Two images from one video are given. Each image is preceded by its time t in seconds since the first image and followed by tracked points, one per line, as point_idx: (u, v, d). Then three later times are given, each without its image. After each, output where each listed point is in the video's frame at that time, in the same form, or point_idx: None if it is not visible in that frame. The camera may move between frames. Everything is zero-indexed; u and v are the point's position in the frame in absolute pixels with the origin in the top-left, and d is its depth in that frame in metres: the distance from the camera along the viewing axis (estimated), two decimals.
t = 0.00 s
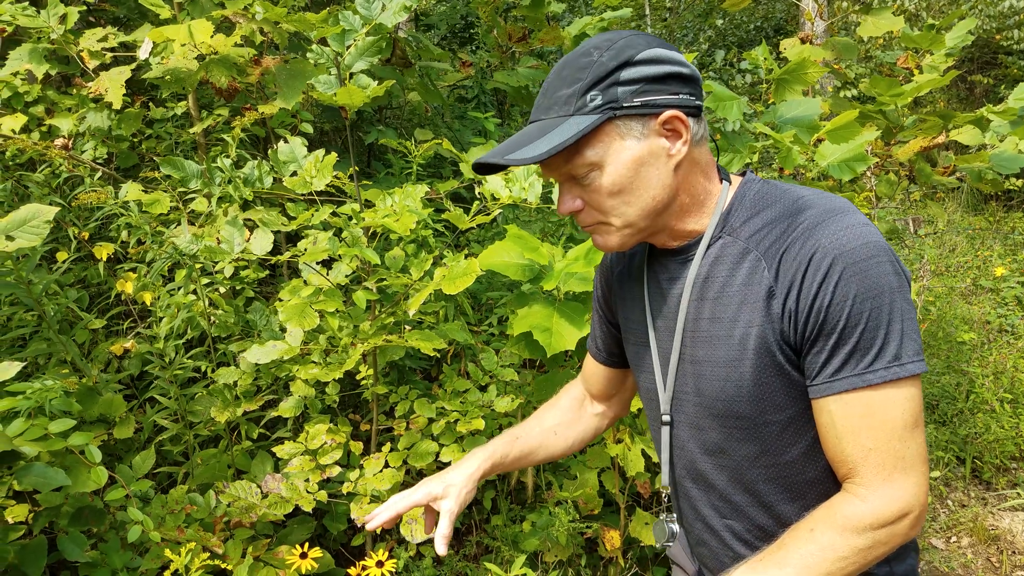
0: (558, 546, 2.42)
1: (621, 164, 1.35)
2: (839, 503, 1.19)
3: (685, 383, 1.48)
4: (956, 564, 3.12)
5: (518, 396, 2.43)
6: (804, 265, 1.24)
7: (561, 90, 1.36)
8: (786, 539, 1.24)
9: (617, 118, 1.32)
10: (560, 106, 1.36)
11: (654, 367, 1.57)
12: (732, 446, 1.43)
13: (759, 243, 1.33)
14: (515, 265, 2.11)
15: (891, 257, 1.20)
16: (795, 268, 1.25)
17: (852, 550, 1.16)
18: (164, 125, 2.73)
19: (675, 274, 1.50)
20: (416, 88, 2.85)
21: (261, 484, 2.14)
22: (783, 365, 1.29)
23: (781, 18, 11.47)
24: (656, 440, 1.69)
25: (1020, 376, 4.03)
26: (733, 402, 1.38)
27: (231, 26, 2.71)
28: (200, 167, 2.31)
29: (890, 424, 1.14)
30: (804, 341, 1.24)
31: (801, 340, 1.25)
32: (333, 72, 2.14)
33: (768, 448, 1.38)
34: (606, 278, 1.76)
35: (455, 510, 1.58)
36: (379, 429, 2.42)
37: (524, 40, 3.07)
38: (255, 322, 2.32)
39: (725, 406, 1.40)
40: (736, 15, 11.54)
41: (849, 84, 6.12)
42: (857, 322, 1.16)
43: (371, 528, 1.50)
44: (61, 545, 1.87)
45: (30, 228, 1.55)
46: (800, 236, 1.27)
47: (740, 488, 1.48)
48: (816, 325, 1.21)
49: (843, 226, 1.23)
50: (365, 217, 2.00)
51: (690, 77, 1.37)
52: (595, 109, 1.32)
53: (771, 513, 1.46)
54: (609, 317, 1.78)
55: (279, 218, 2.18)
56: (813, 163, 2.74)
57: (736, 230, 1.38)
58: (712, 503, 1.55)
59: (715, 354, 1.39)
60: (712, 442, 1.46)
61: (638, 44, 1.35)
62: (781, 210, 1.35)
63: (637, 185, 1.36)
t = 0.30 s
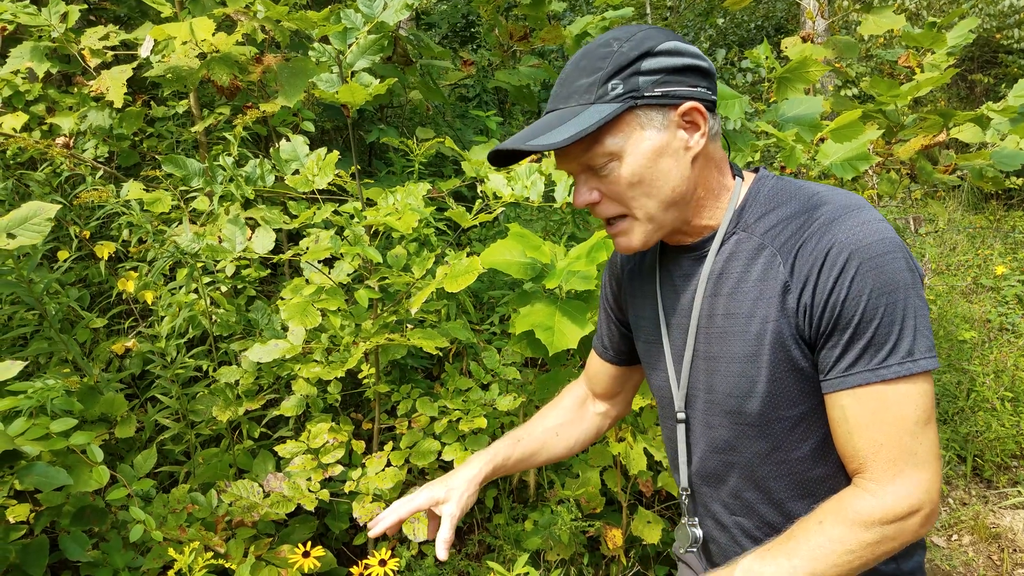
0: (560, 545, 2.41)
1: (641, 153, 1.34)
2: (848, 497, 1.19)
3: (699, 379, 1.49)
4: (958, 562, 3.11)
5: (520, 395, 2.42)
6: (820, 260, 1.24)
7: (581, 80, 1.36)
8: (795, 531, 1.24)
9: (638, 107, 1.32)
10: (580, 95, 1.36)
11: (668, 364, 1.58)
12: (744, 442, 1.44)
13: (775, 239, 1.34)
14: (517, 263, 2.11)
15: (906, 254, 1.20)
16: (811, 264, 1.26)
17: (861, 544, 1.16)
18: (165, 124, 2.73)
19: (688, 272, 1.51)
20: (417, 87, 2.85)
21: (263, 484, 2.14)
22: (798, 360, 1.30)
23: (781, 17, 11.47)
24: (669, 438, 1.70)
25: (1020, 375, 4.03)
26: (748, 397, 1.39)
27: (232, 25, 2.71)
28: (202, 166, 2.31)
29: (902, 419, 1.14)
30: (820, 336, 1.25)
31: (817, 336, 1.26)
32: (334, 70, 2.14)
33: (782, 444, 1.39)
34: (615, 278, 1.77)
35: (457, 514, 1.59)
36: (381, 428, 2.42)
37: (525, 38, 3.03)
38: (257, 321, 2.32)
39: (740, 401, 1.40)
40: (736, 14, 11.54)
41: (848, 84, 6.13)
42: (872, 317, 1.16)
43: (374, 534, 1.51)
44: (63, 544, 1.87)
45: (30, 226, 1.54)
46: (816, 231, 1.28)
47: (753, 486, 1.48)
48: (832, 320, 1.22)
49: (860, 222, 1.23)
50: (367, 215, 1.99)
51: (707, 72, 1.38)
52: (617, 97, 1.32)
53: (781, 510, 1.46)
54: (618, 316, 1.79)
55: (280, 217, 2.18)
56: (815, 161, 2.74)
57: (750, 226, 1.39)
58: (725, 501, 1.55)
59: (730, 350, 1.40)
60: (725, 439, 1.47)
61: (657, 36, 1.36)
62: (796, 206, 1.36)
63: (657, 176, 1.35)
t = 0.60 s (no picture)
0: (560, 544, 2.41)
1: (685, 129, 1.35)
2: (847, 488, 1.19)
3: (710, 374, 1.49)
4: (957, 561, 3.12)
5: (520, 394, 2.42)
6: (831, 253, 1.25)
7: (619, 56, 1.33)
8: (791, 518, 1.24)
9: (680, 83, 1.34)
10: (624, 69, 1.32)
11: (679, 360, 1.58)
12: (753, 438, 1.44)
13: (786, 233, 1.34)
14: (515, 263, 2.10)
15: (917, 248, 1.20)
16: (822, 257, 1.26)
17: (858, 534, 1.16)
18: (164, 123, 2.73)
19: (697, 268, 1.52)
20: (415, 86, 2.84)
21: (261, 484, 2.15)
22: (808, 354, 1.30)
23: (780, 16, 11.46)
24: (677, 435, 1.70)
25: (1019, 373, 4.03)
26: (758, 392, 1.39)
27: (230, 24, 2.71)
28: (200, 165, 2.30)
29: (906, 412, 1.14)
30: (830, 329, 1.25)
31: (827, 329, 1.26)
32: (332, 70, 2.13)
33: (791, 439, 1.39)
34: (621, 276, 1.78)
35: (452, 511, 1.56)
36: (380, 428, 2.42)
37: (524, 37, 3.05)
38: (255, 321, 2.32)
39: (750, 396, 1.41)
40: (735, 13, 11.53)
41: (847, 82, 6.13)
42: (881, 309, 1.16)
43: (367, 531, 1.50)
44: (61, 545, 1.86)
45: (27, 226, 1.54)
46: (828, 225, 1.28)
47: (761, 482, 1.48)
48: (844, 312, 1.22)
49: (872, 216, 1.24)
50: (365, 215, 1.99)
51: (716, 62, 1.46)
52: (662, 71, 1.32)
53: (789, 507, 1.46)
54: (624, 314, 1.80)
55: (279, 216, 2.18)
56: (814, 160, 2.75)
57: (762, 221, 1.39)
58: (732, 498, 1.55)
59: (741, 344, 1.40)
60: (734, 435, 1.47)
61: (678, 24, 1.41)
62: (808, 201, 1.36)
63: (699, 152, 1.36)
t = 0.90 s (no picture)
0: (557, 544, 2.41)
1: (705, 119, 1.36)
2: (860, 487, 1.19)
3: (718, 371, 1.49)
4: (954, 560, 3.12)
5: (517, 393, 2.41)
6: (842, 250, 1.25)
7: (645, 42, 1.34)
8: (804, 519, 1.24)
9: (703, 73, 1.35)
10: (651, 54, 1.33)
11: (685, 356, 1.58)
12: (760, 436, 1.44)
13: (796, 230, 1.34)
14: (511, 262, 2.10)
15: (928, 246, 1.21)
16: (833, 255, 1.27)
17: (872, 534, 1.16)
18: (160, 123, 2.72)
19: (704, 264, 1.52)
20: (412, 85, 2.84)
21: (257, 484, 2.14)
22: (818, 351, 1.31)
23: (778, 16, 11.47)
24: (681, 433, 1.70)
25: (1017, 373, 4.03)
26: (768, 389, 1.39)
27: (227, 23, 2.71)
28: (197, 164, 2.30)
29: (918, 410, 1.14)
30: (842, 327, 1.25)
31: (839, 326, 1.26)
32: (328, 68, 2.11)
33: (800, 437, 1.39)
34: (625, 273, 1.78)
35: (454, 507, 1.58)
36: (377, 428, 2.41)
37: (521, 36, 3.02)
38: (252, 321, 2.31)
39: (759, 393, 1.40)
40: (733, 12, 11.54)
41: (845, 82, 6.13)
42: (893, 307, 1.17)
43: (369, 528, 1.50)
44: (56, 545, 1.85)
45: (21, 226, 1.53)
46: (839, 223, 1.28)
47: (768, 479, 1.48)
48: (856, 310, 1.22)
49: (883, 213, 1.24)
50: (361, 214, 1.99)
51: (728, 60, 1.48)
52: (687, 59, 1.33)
53: (796, 505, 1.46)
54: (629, 311, 1.80)
55: (274, 216, 2.17)
56: (812, 159, 2.75)
57: (771, 219, 1.40)
58: (738, 496, 1.55)
59: (750, 341, 1.40)
60: (741, 432, 1.47)
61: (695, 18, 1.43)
62: (817, 198, 1.36)
63: (717, 143, 1.38)
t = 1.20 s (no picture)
0: (557, 545, 2.41)
1: (664, 152, 1.35)
2: (861, 493, 1.20)
3: (722, 373, 1.49)
4: (954, 563, 3.12)
5: (518, 395, 2.41)
6: (848, 257, 1.25)
7: (612, 71, 1.37)
8: (802, 522, 1.24)
9: (665, 105, 1.33)
10: (609, 88, 1.37)
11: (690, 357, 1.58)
12: (764, 439, 1.44)
13: (803, 235, 1.34)
14: (512, 263, 2.10)
15: (934, 254, 1.22)
16: (839, 261, 1.27)
17: (871, 540, 1.17)
18: (162, 124, 2.73)
19: (710, 265, 1.51)
20: (413, 86, 2.85)
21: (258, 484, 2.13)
22: (823, 356, 1.31)
23: (778, 18, 11.48)
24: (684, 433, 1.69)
25: (1017, 376, 4.03)
26: (772, 393, 1.39)
27: (228, 24, 2.72)
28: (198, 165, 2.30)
29: (921, 418, 1.15)
30: (846, 333, 1.26)
31: (843, 332, 1.26)
32: (330, 70, 2.13)
33: (803, 441, 1.39)
34: (633, 271, 1.77)
35: (457, 479, 1.59)
36: (377, 428, 2.42)
37: (522, 38, 3.06)
38: (252, 321, 2.32)
39: (763, 397, 1.41)
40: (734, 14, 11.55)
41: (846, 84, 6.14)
42: (897, 315, 1.17)
43: (373, 488, 1.52)
44: (57, 544, 1.86)
45: (23, 226, 1.54)
46: (845, 229, 1.28)
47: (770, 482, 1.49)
48: (860, 317, 1.22)
49: (890, 221, 1.24)
50: (362, 216, 1.99)
51: (742, 70, 1.37)
52: (644, 94, 1.33)
53: (798, 508, 1.47)
54: (636, 309, 1.79)
55: (275, 217, 2.17)
56: (812, 162, 2.75)
57: (777, 223, 1.39)
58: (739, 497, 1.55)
59: (755, 344, 1.40)
60: (745, 435, 1.47)
61: (695, 31, 1.36)
62: (825, 203, 1.36)
63: (678, 174, 1.37)
